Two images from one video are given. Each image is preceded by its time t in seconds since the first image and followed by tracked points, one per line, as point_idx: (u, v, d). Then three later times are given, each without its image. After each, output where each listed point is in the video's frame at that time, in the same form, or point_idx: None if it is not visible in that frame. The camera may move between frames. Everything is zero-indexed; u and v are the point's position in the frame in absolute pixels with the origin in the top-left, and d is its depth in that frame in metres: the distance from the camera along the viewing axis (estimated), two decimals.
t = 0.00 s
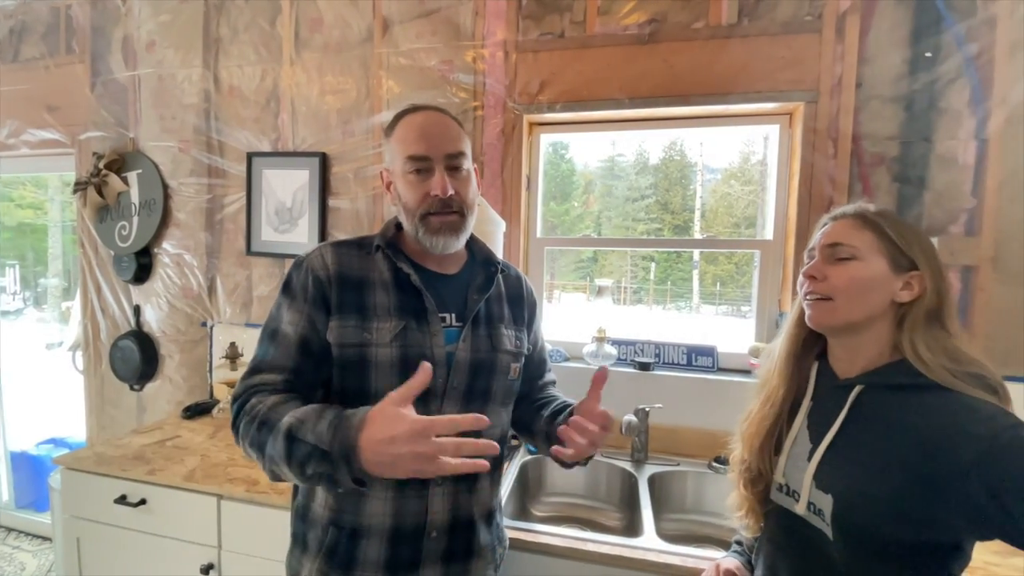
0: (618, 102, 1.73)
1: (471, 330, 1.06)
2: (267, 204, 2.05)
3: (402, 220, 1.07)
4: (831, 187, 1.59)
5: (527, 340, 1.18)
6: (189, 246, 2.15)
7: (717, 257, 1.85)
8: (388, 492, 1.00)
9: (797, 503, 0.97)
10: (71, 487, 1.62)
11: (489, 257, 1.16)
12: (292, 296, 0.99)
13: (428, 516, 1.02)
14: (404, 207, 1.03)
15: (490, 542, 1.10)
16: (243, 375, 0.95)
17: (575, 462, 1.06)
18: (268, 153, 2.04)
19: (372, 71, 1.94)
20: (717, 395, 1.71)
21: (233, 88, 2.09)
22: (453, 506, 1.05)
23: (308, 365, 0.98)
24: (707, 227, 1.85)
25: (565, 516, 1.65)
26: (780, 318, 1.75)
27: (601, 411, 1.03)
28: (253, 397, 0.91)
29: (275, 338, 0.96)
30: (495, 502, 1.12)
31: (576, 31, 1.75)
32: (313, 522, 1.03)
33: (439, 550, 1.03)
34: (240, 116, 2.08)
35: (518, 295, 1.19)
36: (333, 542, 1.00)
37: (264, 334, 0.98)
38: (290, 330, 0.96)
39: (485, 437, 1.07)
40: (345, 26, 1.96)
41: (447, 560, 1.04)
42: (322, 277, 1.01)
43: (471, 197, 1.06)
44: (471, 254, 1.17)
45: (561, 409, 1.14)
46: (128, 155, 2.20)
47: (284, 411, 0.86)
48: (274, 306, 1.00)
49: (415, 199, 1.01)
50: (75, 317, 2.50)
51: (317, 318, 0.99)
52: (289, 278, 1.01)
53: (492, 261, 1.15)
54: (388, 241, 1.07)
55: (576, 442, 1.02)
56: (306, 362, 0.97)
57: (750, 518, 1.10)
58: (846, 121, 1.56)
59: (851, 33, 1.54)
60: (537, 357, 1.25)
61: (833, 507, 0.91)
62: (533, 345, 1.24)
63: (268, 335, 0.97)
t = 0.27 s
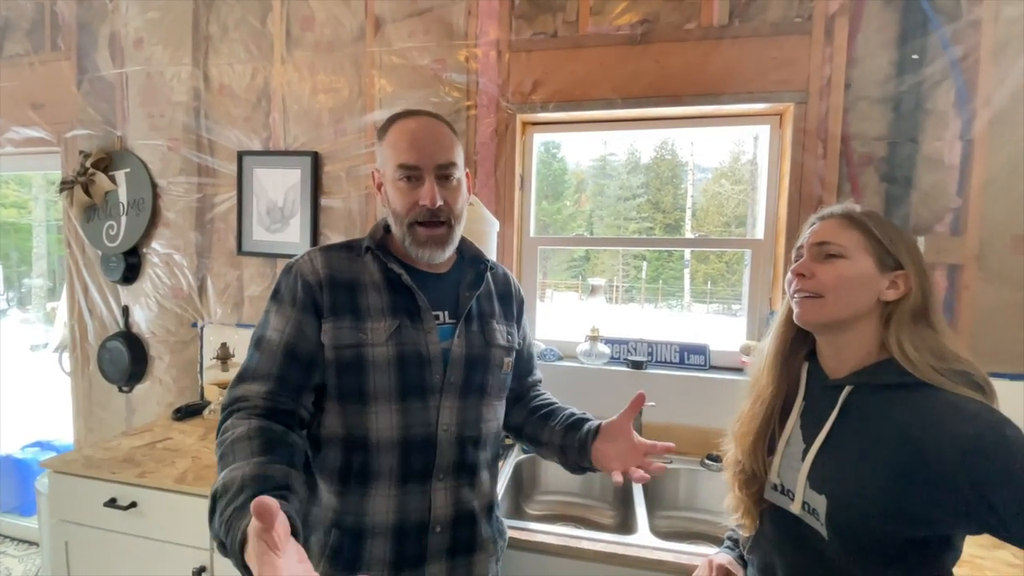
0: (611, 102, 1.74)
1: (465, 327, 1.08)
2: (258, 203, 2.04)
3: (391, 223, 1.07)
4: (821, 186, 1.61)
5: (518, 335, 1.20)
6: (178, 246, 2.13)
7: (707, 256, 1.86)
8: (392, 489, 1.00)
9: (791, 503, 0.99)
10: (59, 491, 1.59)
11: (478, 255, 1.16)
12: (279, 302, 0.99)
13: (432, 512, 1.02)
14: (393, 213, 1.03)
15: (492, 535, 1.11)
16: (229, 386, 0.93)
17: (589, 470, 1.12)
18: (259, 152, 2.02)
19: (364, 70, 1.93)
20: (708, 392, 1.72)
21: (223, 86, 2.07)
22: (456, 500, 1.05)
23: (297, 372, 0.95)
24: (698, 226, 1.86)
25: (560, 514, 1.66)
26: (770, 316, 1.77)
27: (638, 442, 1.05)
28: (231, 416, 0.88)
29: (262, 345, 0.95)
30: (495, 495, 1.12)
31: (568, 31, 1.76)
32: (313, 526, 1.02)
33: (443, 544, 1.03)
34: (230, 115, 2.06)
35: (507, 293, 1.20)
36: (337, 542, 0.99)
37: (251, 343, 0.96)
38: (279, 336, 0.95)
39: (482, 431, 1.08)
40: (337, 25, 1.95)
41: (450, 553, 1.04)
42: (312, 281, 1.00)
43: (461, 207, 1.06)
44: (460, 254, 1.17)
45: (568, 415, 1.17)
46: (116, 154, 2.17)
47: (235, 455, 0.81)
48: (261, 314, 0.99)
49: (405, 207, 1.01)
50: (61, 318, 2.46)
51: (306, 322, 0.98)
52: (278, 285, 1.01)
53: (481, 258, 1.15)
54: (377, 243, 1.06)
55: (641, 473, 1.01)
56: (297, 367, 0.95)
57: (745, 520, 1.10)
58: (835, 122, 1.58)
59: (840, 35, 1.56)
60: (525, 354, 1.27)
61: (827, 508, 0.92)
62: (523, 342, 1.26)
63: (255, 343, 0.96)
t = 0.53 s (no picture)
0: (605, 102, 1.74)
1: (464, 328, 1.07)
2: (251, 202, 2.02)
3: (394, 218, 1.06)
4: (814, 186, 1.63)
5: (515, 336, 1.20)
6: (170, 245, 2.11)
7: (701, 255, 1.87)
8: (388, 487, 1.00)
9: (790, 502, 1.00)
10: (51, 493, 1.58)
11: (479, 254, 1.16)
12: (278, 300, 0.98)
13: (426, 510, 1.02)
14: (399, 208, 1.02)
15: (484, 530, 1.11)
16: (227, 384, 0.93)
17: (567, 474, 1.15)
18: (252, 150, 2.01)
19: (358, 68, 1.92)
20: (702, 390, 1.73)
21: (215, 83, 2.05)
22: (450, 499, 1.05)
23: (296, 372, 0.95)
24: (691, 225, 1.87)
25: (556, 512, 1.66)
26: (764, 314, 1.78)
27: (618, 457, 1.08)
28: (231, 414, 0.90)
29: (260, 344, 0.95)
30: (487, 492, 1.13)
31: (563, 30, 1.76)
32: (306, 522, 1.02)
33: (437, 541, 1.04)
34: (222, 113, 2.05)
35: (505, 294, 1.19)
36: (331, 539, 0.99)
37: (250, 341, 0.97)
38: (277, 335, 0.95)
39: (477, 430, 1.08)
40: (330, 22, 1.94)
41: (443, 549, 1.05)
42: (311, 280, 1.00)
43: (466, 203, 1.06)
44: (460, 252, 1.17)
45: (547, 417, 1.20)
46: (106, 152, 2.15)
47: (238, 455, 0.83)
48: (261, 311, 0.99)
49: (414, 202, 1.00)
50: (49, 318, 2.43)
51: (304, 321, 0.97)
52: (276, 283, 1.00)
53: (482, 258, 1.15)
54: (377, 241, 1.06)
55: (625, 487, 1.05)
56: (295, 366, 0.95)
57: (737, 517, 1.13)
58: (827, 122, 1.60)
59: (832, 35, 1.58)
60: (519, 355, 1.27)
61: (826, 509, 0.93)
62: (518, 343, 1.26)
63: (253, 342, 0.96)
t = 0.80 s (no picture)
0: (601, 101, 1.74)
1: (462, 324, 1.08)
2: (245, 201, 2.01)
3: (404, 209, 1.04)
4: (807, 185, 1.64)
5: (509, 331, 1.21)
6: (163, 243, 2.10)
7: (695, 254, 1.88)
8: (387, 481, 1.00)
9: (785, 501, 1.01)
10: (42, 494, 1.56)
11: (473, 252, 1.16)
12: (275, 294, 0.97)
13: (424, 504, 1.02)
14: (414, 198, 1.01)
15: (479, 523, 1.11)
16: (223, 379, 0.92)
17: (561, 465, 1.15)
18: (245, 148, 1.99)
19: (353, 66, 1.91)
20: (696, 388, 1.74)
21: (208, 81, 2.03)
22: (446, 493, 1.05)
23: (293, 367, 0.94)
24: (685, 224, 1.88)
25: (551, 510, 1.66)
26: (758, 312, 1.79)
27: (612, 441, 1.08)
28: (229, 410, 0.89)
29: (256, 339, 0.94)
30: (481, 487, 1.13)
31: (559, 29, 1.76)
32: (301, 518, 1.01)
33: (434, 535, 1.04)
34: (216, 111, 2.03)
35: (498, 291, 1.21)
36: (329, 534, 0.99)
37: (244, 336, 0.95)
38: (275, 330, 0.94)
39: (474, 425, 1.09)
40: (325, 20, 1.93)
41: (439, 544, 1.05)
42: (309, 274, 0.99)
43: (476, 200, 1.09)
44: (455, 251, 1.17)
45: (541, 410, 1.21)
46: (98, 150, 2.13)
47: (242, 452, 0.82)
48: (256, 305, 0.97)
49: (434, 193, 1.01)
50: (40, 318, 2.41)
51: (302, 316, 0.97)
52: (273, 276, 0.99)
53: (477, 256, 1.15)
54: (376, 236, 1.05)
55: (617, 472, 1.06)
56: (292, 361, 0.94)
57: (733, 518, 1.13)
58: (821, 121, 1.61)
59: (826, 35, 1.59)
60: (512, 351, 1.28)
61: (820, 507, 0.94)
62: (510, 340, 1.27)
63: (249, 336, 0.94)
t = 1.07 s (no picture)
0: (597, 100, 1.75)
1: (449, 316, 1.11)
2: (240, 199, 2.00)
3: (404, 201, 1.05)
4: (802, 184, 1.64)
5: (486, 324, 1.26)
6: (158, 242, 2.09)
7: (691, 253, 1.88)
8: (390, 476, 1.01)
9: (781, 496, 1.01)
10: (36, 494, 1.55)
11: (451, 249, 1.20)
12: (263, 291, 0.93)
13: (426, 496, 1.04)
14: (421, 193, 1.03)
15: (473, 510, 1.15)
16: (212, 385, 0.88)
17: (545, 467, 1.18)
18: (240, 146, 1.99)
19: (349, 64, 1.91)
20: (692, 387, 1.75)
21: (203, 78, 2.02)
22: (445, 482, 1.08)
23: (288, 366, 0.92)
24: (681, 223, 1.88)
25: (548, 509, 1.67)
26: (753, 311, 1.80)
27: (597, 450, 1.12)
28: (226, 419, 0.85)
29: (245, 339, 0.90)
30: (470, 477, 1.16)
31: (555, 28, 1.76)
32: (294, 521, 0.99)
33: (437, 525, 1.07)
34: (211, 108, 2.02)
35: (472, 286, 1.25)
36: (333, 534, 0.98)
37: (229, 336, 0.90)
38: (267, 328, 0.91)
39: (463, 414, 1.13)
40: (321, 18, 1.92)
41: (440, 532, 1.08)
42: (299, 270, 0.97)
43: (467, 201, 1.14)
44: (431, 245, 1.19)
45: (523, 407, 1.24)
46: (92, 147, 2.11)
47: (261, 465, 0.80)
48: (239, 303, 0.92)
49: (441, 189, 1.04)
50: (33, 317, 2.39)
51: (295, 312, 0.94)
52: (257, 272, 0.95)
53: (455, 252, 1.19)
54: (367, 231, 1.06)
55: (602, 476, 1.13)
56: (287, 359, 0.92)
57: (731, 517, 1.13)
58: (816, 121, 1.62)
59: (821, 35, 1.59)
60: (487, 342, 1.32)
61: (815, 500, 0.95)
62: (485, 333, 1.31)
63: (234, 336, 0.90)
